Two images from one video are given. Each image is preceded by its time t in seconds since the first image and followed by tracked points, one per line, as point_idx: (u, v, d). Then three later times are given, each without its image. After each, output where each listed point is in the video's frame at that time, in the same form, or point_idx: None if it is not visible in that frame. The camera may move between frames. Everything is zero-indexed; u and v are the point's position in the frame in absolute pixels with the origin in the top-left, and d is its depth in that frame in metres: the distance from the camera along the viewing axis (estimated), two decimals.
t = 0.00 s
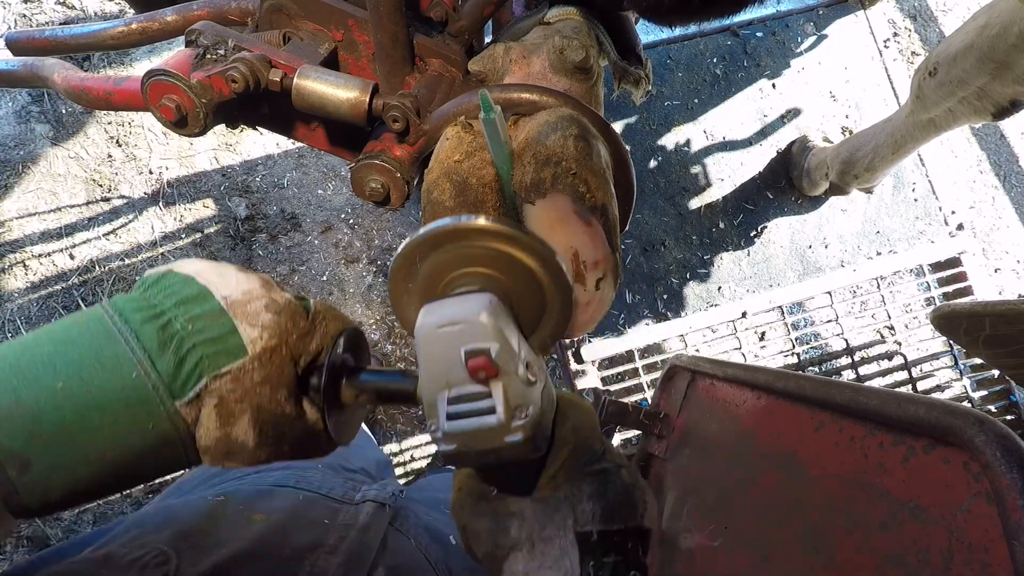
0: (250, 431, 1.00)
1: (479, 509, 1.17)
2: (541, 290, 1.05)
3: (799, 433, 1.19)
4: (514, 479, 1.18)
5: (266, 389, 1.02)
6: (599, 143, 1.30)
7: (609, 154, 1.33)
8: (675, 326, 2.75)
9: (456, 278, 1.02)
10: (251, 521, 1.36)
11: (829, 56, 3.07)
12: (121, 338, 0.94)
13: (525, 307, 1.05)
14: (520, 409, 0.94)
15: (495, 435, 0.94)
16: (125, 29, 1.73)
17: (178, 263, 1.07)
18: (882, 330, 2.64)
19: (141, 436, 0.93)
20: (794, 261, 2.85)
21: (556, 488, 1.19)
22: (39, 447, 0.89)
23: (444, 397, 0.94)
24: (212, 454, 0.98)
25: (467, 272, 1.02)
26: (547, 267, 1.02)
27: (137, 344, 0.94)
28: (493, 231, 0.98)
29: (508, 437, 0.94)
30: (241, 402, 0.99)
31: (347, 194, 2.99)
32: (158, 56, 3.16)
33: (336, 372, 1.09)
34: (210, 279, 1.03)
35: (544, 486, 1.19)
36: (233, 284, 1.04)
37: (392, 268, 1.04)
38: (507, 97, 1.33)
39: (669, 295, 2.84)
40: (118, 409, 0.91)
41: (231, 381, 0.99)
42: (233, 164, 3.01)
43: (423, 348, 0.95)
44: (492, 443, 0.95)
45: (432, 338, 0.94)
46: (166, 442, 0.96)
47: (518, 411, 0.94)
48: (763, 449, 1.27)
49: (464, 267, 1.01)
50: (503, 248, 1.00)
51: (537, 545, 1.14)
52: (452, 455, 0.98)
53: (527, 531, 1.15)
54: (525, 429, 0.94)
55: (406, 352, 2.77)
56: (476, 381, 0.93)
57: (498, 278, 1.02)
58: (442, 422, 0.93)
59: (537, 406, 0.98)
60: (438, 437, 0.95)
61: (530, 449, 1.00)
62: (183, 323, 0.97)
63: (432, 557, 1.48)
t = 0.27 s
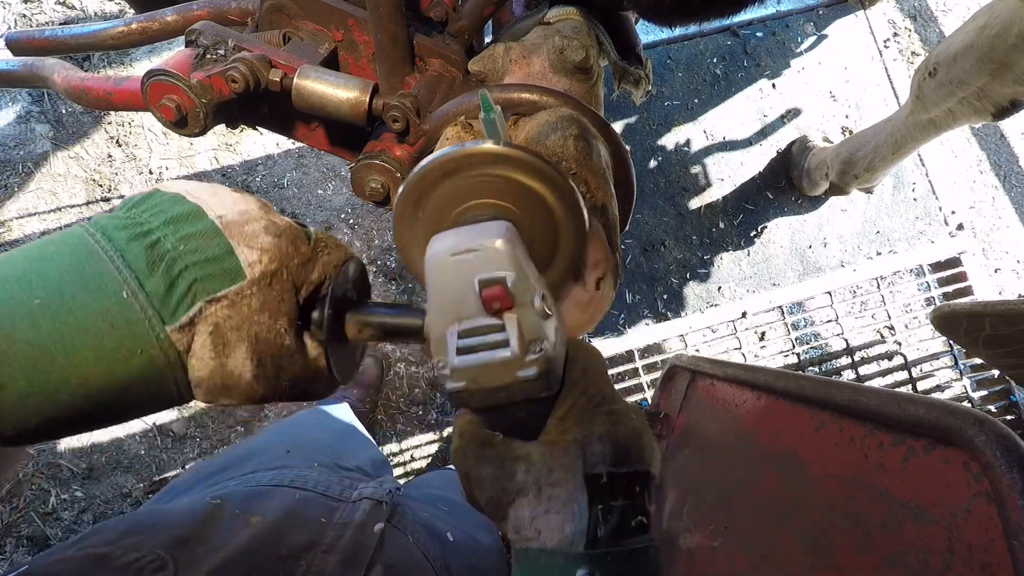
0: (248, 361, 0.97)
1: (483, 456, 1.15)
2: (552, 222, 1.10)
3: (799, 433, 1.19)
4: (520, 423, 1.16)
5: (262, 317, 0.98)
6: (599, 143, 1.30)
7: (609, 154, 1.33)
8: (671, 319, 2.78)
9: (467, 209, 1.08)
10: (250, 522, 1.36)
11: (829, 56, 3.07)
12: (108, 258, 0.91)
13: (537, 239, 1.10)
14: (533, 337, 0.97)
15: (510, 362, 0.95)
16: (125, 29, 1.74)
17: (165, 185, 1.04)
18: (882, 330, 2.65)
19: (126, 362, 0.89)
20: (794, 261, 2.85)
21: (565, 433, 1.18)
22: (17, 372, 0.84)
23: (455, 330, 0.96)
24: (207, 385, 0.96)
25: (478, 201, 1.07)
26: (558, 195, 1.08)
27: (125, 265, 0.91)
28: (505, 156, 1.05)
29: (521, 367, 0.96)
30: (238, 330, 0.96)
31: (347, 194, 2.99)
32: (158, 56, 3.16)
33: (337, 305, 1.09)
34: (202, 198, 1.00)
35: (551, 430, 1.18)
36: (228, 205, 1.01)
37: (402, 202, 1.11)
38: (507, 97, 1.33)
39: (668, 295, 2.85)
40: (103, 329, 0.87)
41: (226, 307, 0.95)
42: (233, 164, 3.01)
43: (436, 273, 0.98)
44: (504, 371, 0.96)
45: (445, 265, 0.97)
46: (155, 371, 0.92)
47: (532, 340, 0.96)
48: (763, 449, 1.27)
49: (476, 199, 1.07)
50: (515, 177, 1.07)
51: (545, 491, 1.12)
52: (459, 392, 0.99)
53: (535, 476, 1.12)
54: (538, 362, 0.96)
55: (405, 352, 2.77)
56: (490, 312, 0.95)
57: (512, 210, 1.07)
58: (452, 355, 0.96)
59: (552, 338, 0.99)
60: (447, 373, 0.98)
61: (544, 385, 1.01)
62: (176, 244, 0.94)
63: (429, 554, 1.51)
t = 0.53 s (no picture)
0: (218, 356, 0.94)
1: (464, 444, 1.11)
2: (519, 205, 1.06)
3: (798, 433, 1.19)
4: (498, 407, 1.11)
5: (231, 310, 0.95)
6: (599, 142, 1.30)
7: (609, 154, 1.33)
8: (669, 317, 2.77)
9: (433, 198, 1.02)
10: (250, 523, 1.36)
11: (829, 56, 3.07)
12: (60, 255, 0.87)
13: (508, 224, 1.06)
14: (510, 324, 0.94)
15: (487, 350, 0.93)
16: (125, 29, 1.74)
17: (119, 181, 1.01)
18: (882, 330, 2.65)
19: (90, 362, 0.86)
20: (794, 261, 2.85)
21: (546, 415, 1.13)
22: None
23: (429, 316, 0.93)
24: (177, 382, 0.93)
25: (444, 188, 1.02)
26: (525, 179, 1.03)
27: (82, 262, 0.87)
28: (466, 139, 0.98)
29: (500, 355, 0.94)
30: (205, 324, 0.93)
31: (347, 194, 2.99)
32: (158, 56, 3.16)
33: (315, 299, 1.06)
34: (157, 189, 0.98)
35: (531, 412, 1.13)
36: (185, 197, 0.98)
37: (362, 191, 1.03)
38: (507, 96, 1.33)
39: (668, 295, 2.85)
40: (60, 329, 0.84)
41: (191, 302, 0.92)
42: (233, 164, 3.01)
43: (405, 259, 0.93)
44: (483, 356, 0.94)
45: (415, 252, 0.92)
46: (123, 369, 0.89)
47: (509, 327, 0.94)
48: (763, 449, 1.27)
49: (442, 185, 1.01)
50: (480, 161, 1.01)
51: (529, 474, 1.10)
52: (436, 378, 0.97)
53: (517, 462, 1.10)
54: (515, 344, 0.94)
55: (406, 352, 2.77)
56: (465, 296, 0.92)
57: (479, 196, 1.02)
58: (427, 341, 0.93)
59: (528, 322, 0.97)
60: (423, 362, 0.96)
61: (521, 369, 0.99)
62: (133, 238, 0.91)
63: (430, 550, 1.51)
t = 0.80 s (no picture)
0: (205, 352, 0.94)
1: (450, 437, 1.12)
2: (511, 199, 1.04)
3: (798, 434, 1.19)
4: (483, 400, 1.12)
5: (219, 306, 0.95)
6: (599, 143, 1.30)
7: (609, 154, 1.33)
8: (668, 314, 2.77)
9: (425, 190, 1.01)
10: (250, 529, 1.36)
11: (829, 56, 3.07)
12: (49, 252, 0.88)
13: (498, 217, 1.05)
14: (495, 319, 0.97)
15: (470, 346, 0.96)
16: (126, 29, 1.74)
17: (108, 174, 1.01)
18: (882, 330, 2.65)
19: (83, 360, 0.87)
20: (794, 261, 2.86)
21: (531, 407, 1.14)
22: None
23: (417, 311, 0.95)
24: (163, 378, 0.93)
25: (435, 182, 1.01)
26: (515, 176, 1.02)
27: (69, 259, 0.88)
28: (454, 135, 0.97)
29: (484, 349, 0.97)
30: (193, 321, 0.93)
31: (347, 194, 2.99)
32: (158, 56, 3.16)
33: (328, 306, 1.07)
34: (146, 186, 0.98)
35: (517, 406, 1.13)
36: (174, 193, 0.98)
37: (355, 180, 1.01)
38: (507, 96, 1.33)
39: (668, 295, 2.85)
40: (48, 328, 0.85)
41: (179, 299, 0.92)
42: (233, 164, 3.01)
43: (394, 255, 0.95)
44: (466, 351, 0.97)
45: (404, 248, 0.94)
46: (112, 367, 0.90)
47: (495, 322, 0.97)
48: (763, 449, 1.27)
49: (443, 181, 1.00)
50: (472, 157, 0.99)
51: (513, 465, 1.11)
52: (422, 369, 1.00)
53: (502, 453, 1.11)
54: (500, 339, 0.97)
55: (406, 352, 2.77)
56: (451, 291, 0.95)
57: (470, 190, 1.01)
58: (414, 336, 0.95)
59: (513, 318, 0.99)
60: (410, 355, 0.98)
61: (507, 363, 1.02)
62: (122, 234, 0.91)
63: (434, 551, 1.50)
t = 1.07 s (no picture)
0: (274, 380, 0.94)
1: (504, 469, 1.10)
2: (572, 231, 1.08)
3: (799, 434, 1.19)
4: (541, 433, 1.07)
5: (288, 334, 0.93)
6: (599, 143, 1.30)
7: (609, 153, 1.33)
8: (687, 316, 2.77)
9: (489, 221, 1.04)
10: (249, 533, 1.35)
11: (829, 56, 3.07)
12: (129, 275, 0.88)
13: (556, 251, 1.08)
14: (564, 358, 0.92)
15: (541, 381, 0.91)
16: (125, 29, 1.74)
17: (183, 189, 1.00)
18: (882, 330, 2.65)
19: (158, 383, 0.88)
20: (794, 261, 2.85)
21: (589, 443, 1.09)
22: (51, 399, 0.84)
23: (484, 343, 0.90)
24: (234, 403, 0.94)
25: (499, 214, 1.04)
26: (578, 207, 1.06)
27: (148, 283, 0.88)
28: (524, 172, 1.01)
29: (554, 388, 0.92)
30: (264, 348, 0.92)
31: (347, 194, 2.99)
32: (158, 56, 3.16)
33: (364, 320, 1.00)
34: (221, 206, 0.96)
35: (573, 440, 1.09)
36: (250, 215, 0.96)
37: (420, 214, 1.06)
38: (507, 97, 1.33)
39: (668, 295, 2.85)
40: (132, 352, 0.86)
41: (252, 326, 0.91)
42: (233, 164, 3.01)
43: (464, 287, 0.92)
44: (534, 386, 0.91)
45: (475, 278, 0.91)
46: (183, 389, 0.91)
47: (563, 360, 0.92)
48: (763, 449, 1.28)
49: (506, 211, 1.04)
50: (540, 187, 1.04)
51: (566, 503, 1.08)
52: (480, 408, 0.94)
53: (557, 489, 1.08)
54: (566, 379, 0.92)
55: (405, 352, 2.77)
56: (519, 328, 0.90)
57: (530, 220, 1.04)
58: (479, 370, 0.90)
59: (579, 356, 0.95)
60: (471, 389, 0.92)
61: (568, 405, 0.98)
62: (200, 258, 0.90)
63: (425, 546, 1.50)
